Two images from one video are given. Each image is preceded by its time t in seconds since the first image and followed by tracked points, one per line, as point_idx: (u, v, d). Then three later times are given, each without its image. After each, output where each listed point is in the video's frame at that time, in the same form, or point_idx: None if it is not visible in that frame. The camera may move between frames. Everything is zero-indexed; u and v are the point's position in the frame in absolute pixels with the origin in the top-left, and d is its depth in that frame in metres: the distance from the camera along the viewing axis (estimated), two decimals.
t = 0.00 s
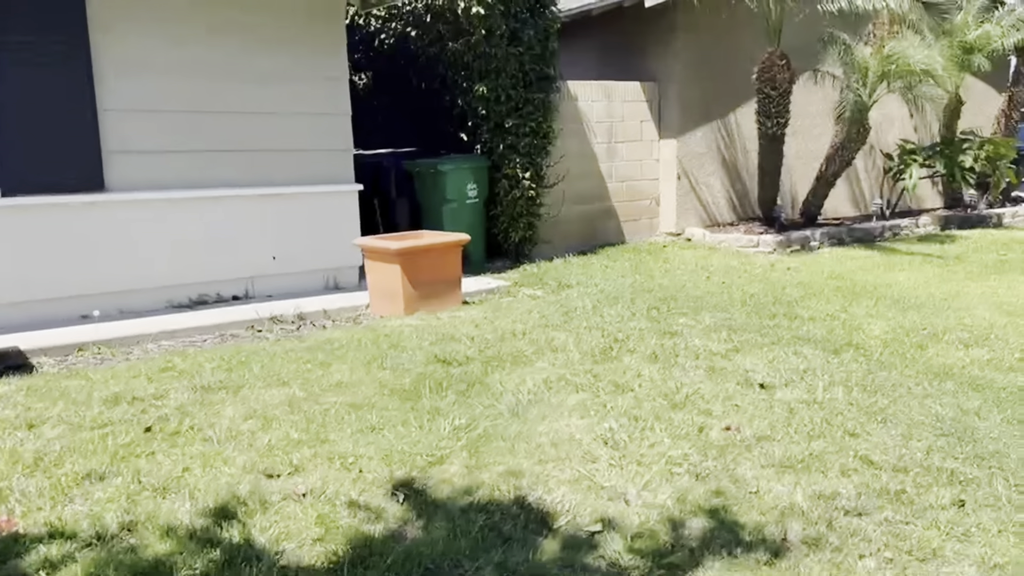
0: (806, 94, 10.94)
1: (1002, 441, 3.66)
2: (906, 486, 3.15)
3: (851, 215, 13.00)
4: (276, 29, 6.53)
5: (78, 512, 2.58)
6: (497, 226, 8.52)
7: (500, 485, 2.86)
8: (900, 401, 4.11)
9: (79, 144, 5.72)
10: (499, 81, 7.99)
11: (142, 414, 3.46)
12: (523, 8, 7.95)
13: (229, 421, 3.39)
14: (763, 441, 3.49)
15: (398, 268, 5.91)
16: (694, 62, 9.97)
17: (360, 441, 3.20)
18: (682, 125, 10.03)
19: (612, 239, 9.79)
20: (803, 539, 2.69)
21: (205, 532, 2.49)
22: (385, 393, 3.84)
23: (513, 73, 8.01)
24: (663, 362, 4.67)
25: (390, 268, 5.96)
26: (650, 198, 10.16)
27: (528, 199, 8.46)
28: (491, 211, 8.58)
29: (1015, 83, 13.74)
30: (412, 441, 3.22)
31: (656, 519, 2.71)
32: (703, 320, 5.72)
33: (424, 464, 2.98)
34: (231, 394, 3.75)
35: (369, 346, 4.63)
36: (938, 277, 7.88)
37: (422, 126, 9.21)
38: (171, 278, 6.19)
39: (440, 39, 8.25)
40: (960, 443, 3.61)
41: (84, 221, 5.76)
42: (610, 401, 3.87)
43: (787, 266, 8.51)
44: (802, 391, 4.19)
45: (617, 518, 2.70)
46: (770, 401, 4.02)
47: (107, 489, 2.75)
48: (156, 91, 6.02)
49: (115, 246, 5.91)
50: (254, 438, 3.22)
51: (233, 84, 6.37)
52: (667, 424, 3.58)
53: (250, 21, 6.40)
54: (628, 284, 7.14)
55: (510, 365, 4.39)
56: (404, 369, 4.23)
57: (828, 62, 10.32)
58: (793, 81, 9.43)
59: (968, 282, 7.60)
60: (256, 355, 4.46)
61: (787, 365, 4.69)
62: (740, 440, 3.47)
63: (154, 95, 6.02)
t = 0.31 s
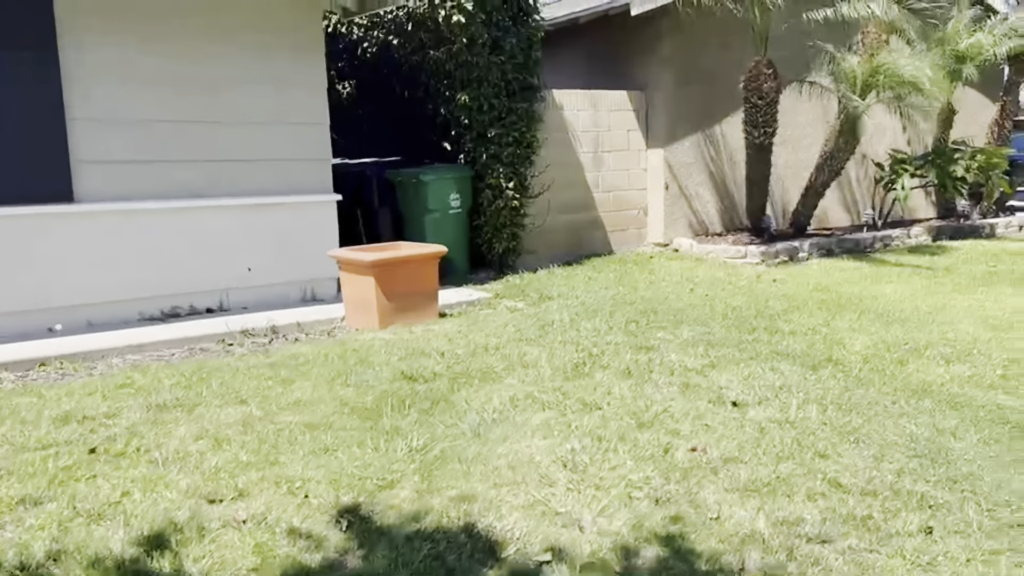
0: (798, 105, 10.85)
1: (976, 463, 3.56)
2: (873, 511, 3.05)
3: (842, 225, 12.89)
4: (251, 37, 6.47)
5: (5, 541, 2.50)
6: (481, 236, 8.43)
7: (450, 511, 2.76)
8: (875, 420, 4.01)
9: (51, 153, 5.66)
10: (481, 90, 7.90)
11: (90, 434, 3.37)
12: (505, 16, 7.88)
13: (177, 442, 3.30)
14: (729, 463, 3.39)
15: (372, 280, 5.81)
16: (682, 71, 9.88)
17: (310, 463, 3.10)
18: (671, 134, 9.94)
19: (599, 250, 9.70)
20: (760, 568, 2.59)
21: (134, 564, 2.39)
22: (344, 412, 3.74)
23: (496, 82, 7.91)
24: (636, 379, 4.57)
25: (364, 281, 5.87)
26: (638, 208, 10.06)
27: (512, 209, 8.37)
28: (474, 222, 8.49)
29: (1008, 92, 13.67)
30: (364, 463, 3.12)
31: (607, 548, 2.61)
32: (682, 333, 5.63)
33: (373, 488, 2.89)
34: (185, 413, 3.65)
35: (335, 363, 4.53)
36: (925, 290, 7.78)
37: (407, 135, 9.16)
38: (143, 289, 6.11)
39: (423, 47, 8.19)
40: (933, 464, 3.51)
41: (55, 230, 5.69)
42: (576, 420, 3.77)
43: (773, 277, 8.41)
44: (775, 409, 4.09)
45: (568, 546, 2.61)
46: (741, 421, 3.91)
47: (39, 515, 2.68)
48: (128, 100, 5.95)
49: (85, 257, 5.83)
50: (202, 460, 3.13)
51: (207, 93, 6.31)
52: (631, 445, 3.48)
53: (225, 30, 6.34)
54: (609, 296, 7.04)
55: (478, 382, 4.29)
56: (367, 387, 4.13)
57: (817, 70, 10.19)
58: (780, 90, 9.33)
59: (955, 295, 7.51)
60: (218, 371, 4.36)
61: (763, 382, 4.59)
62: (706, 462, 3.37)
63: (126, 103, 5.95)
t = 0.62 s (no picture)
0: (790, 111, 10.75)
1: (958, 479, 3.46)
2: (848, 532, 2.96)
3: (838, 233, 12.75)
4: (230, 49, 6.46)
5: None
6: (469, 248, 8.35)
7: (407, 534, 2.68)
8: (857, 435, 3.91)
9: (28, 166, 5.60)
10: (467, 100, 7.84)
11: (47, 455, 3.28)
12: (490, 24, 7.82)
13: (136, 462, 3.22)
14: (702, 482, 3.29)
15: (351, 293, 5.74)
16: (671, 79, 9.81)
17: (269, 483, 3.02)
18: (662, 143, 9.86)
19: (590, 260, 9.62)
20: None
21: None
22: (311, 430, 3.66)
23: (481, 91, 7.86)
24: (615, 393, 4.48)
25: (344, 294, 5.80)
26: (629, 218, 9.99)
27: (500, 220, 8.30)
28: (462, 233, 8.42)
29: (1005, 98, 13.57)
30: (325, 484, 3.04)
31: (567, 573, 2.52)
32: (666, 346, 5.54)
33: (331, 511, 2.80)
34: (148, 432, 3.57)
35: (308, 379, 4.45)
36: (918, 298, 7.68)
37: (395, 147, 9.11)
38: (122, 304, 6.03)
39: (408, 57, 8.13)
40: (914, 481, 3.41)
41: (32, 244, 5.62)
42: (548, 436, 3.68)
43: (765, 287, 8.32)
44: (754, 424, 3.99)
45: (527, 572, 2.52)
46: (719, 436, 3.82)
47: None
48: (106, 112, 5.90)
49: (62, 272, 5.75)
50: (158, 481, 3.04)
51: (187, 105, 6.27)
52: (602, 463, 3.38)
53: (204, 42, 6.32)
54: (597, 307, 6.95)
55: (452, 397, 4.19)
56: (338, 403, 4.05)
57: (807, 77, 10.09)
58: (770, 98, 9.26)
59: (948, 303, 7.40)
60: (187, 388, 4.28)
61: (745, 395, 4.49)
62: (678, 481, 3.28)
63: (104, 115, 5.90)
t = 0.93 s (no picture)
0: (789, 116, 10.63)
1: (938, 495, 3.35)
2: (818, 553, 2.86)
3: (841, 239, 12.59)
4: (215, 62, 6.44)
5: None
6: (461, 258, 8.30)
7: (356, 559, 2.60)
8: (837, 449, 3.81)
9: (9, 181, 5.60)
10: (456, 110, 7.82)
11: (5, 477, 3.23)
12: (478, 33, 7.69)
13: (93, 482, 3.16)
14: (671, 500, 3.20)
15: (334, 305, 5.69)
16: (666, 86, 9.74)
17: (225, 505, 2.96)
18: (657, 150, 9.79)
19: (586, 269, 9.53)
20: None
21: None
22: (277, 448, 3.60)
23: (470, 101, 7.80)
24: (593, 406, 4.39)
25: (327, 307, 5.76)
26: (626, 226, 9.91)
27: (491, 230, 8.24)
28: (455, 243, 8.37)
29: (1010, 99, 13.38)
30: (281, 506, 2.97)
31: None
32: (652, 357, 5.44)
33: (281, 535, 2.73)
34: (110, 451, 3.50)
35: (281, 395, 4.39)
36: (915, 305, 7.54)
37: (389, 157, 9.09)
38: (105, 319, 5.99)
39: (398, 67, 8.12)
40: (891, 498, 3.30)
41: (14, 260, 5.61)
42: (518, 452, 3.60)
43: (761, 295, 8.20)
44: (732, 438, 3.89)
45: None
46: (694, 451, 3.73)
47: None
48: (88, 127, 5.88)
49: (42, 288, 5.73)
50: (110, 504, 2.96)
51: (170, 119, 6.25)
52: (569, 481, 3.30)
53: (187, 55, 6.30)
54: (586, 318, 6.85)
55: (425, 413, 4.11)
56: (308, 420, 3.99)
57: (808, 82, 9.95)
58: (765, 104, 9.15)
59: (945, 310, 7.26)
60: (158, 406, 4.22)
61: (726, 408, 4.39)
62: (647, 499, 3.19)
63: (85, 131, 5.88)
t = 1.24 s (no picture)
0: (793, 125, 10.49)
1: (918, 522, 3.23)
2: None
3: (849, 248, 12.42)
4: (205, 78, 6.45)
5: None
6: (458, 271, 8.24)
7: None
8: (817, 471, 3.70)
9: None
10: (450, 122, 7.78)
11: None
12: (472, 45, 7.66)
13: (53, 507, 3.13)
14: (639, 527, 3.12)
15: (320, 322, 5.66)
16: (666, 95, 9.64)
17: (180, 532, 2.91)
18: (658, 161, 9.69)
19: (586, 281, 9.45)
20: None
21: None
22: (244, 472, 3.55)
23: (464, 113, 7.76)
24: (573, 427, 4.31)
25: (313, 323, 5.72)
26: (626, 237, 9.82)
27: (488, 243, 8.17)
28: (452, 256, 8.32)
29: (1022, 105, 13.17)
30: (237, 533, 2.92)
31: None
32: (640, 374, 5.35)
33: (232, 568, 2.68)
34: (76, 475, 3.47)
35: (258, 415, 4.36)
36: (917, 317, 7.39)
37: (388, 169, 9.08)
38: (94, 337, 5.99)
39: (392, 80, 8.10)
40: (868, 526, 3.19)
41: None
42: (487, 476, 3.53)
43: (760, 306, 8.08)
44: (711, 460, 3.80)
45: None
46: (670, 474, 3.64)
47: None
48: (74, 145, 5.90)
49: (29, 307, 5.73)
50: (66, 532, 2.93)
51: (159, 136, 6.26)
52: (535, 507, 3.22)
53: (174, 72, 6.31)
54: (580, 332, 6.77)
55: (400, 434, 4.06)
56: (280, 442, 3.95)
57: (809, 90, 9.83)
58: (765, 112, 9.04)
59: (947, 322, 7.10)
60: (133, 427, 4.20)
61: (709, 427, 4.30)
62: (613, 526, 3.11)
63: (72, 149, 5.89)
